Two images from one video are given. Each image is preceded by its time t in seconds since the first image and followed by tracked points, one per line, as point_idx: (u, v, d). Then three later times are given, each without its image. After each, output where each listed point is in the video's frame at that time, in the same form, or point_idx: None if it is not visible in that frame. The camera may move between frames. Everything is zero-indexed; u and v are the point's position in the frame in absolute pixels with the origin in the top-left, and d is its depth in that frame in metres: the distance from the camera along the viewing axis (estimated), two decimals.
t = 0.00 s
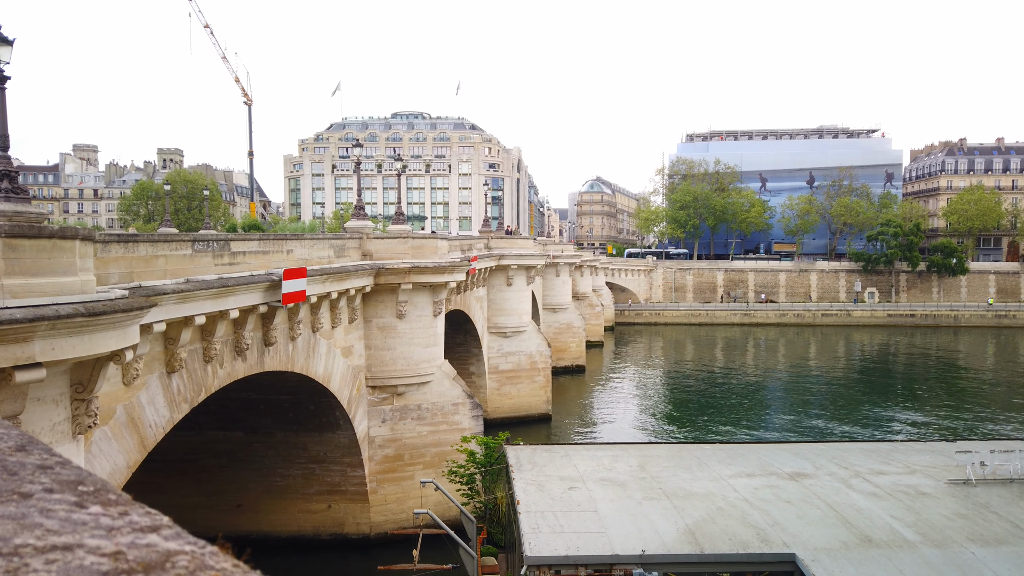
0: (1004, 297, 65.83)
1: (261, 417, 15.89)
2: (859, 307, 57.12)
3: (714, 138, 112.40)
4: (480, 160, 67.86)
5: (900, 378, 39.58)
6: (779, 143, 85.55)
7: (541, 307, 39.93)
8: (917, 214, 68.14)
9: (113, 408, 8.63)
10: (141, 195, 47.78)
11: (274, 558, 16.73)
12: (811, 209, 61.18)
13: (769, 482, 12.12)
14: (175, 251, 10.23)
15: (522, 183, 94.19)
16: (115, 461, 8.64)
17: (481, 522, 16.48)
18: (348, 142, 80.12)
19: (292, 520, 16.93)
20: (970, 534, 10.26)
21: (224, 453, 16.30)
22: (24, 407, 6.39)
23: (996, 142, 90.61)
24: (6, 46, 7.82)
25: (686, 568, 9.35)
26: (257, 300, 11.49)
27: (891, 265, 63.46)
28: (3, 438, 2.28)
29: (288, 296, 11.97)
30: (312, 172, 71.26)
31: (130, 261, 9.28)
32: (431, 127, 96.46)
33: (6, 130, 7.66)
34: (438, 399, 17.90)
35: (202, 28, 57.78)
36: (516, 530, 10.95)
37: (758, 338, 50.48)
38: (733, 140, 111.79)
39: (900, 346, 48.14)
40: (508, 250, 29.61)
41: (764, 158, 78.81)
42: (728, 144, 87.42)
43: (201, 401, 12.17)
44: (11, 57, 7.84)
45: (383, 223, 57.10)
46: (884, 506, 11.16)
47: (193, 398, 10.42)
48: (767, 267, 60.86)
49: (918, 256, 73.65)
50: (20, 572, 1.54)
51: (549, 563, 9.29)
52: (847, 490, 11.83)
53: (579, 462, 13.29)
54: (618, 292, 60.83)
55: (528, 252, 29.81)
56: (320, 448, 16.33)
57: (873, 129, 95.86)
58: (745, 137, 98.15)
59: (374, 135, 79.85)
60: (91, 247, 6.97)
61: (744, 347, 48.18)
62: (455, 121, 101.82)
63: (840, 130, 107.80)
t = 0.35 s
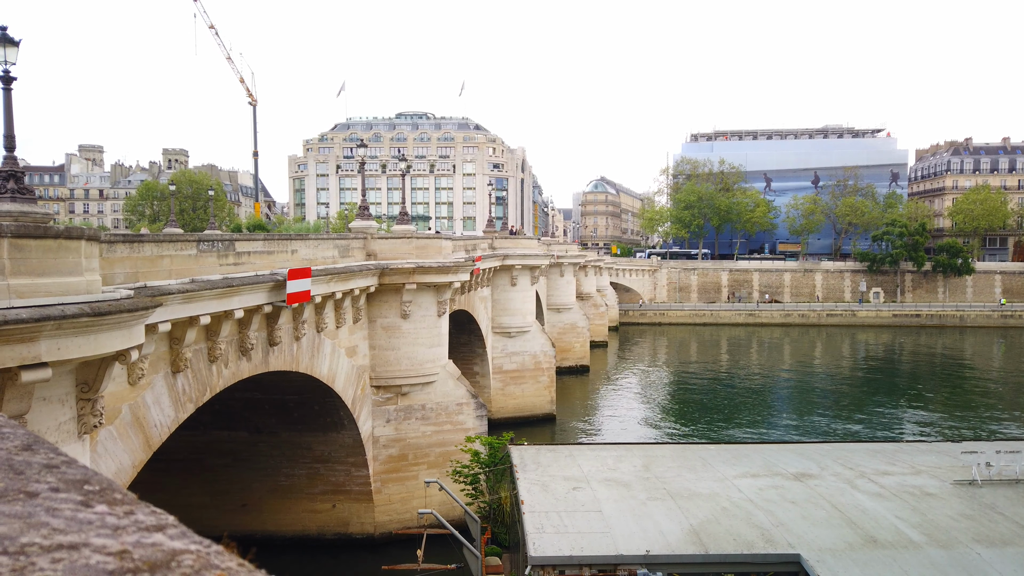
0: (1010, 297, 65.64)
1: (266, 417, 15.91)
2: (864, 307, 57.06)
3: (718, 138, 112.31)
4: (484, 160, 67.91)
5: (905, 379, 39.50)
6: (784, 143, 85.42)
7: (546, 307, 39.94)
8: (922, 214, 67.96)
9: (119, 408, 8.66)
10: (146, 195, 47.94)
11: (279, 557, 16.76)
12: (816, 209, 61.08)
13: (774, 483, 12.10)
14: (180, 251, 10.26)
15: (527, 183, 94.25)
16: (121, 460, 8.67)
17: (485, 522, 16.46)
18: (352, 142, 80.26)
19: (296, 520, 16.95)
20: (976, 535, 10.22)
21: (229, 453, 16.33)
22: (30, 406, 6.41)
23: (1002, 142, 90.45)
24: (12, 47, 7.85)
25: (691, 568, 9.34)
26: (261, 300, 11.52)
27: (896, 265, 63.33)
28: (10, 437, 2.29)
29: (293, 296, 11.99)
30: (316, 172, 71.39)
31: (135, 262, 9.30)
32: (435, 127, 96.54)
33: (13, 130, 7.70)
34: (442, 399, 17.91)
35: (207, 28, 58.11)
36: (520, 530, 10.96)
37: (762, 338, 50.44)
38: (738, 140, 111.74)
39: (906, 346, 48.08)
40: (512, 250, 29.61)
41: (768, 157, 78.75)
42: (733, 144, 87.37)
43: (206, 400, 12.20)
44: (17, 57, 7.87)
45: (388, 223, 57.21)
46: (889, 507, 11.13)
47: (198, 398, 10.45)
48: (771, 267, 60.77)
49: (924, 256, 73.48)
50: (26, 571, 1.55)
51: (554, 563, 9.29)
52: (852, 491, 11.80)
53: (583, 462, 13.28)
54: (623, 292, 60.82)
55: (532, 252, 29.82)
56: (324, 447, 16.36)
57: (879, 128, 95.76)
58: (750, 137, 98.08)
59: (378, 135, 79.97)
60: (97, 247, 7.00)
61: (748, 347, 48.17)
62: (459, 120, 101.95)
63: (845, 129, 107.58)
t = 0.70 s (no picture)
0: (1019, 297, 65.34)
1: (272, 416, 15.95)
2: (871, 307, 56.92)
3: (724, 137, 112.15)
4: (489, 160, 67.97)
5: (912, 379, 39.41)
6: (791, 144, 85.20)
7: (551, 307, 39.93)
8: (930, 214, 67.74)
9: (126, 407, 8.70)
10: (153, 196, 48.15)
11: (285, 557, 16.79)
12: (823, 209, 61.00)
13: (781, 483, 12.05)
14: (186, 251, 10.29)
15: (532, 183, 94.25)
16: (128, 460, 8.70)
17: (491, 522, 16.45)
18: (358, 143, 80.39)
19: (302, 520, 16.99)
20: (983, 536, 10.18)
21: (235, 453, 16.36)
22: (37, 406, 6.45)
23: (1010, 142, 90.01)
24: (19, 47, 7.88)
25: (696, 569, 9.32)
26: (267, 300, 11.56)
27: (903, 265, 63.17)
28: (20, 436, 2.29)
29: (299, 296, 12.02)
30: (322, 172, 71.59)
31: (142, 262, 9.33)
32: (441, 127, 96.72)
33: (21, 131, 7.74)
34: (448, 399, 17.93)
35: (213, 29, 58.36)
36: (525, 530, 10.96)
37: (768, 338, 50.37)
38: (744, 140, 111.53)
39: (912, 346, 47.93)
40: (518, 249, 29.63)
41: (774, 157, 78.59)
42: (739, 144, 87.19)
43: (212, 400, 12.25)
44: (25, 58, 7.91)
45: (393, 223, 57.28)
46: (895, 508, 11.09)
47: (205, 398, 10.48)
48: (778, 267, 60.70)
49: (931, 256, 73.21)
50: (34, 570, 1.55)
51: (559, 563, 9.28)
52: (859, 491, 11.76)
53: (589, 462, 13.29)
54: (628, 292, 60.79)
55: (538, 252, 29.82)
56: (330, 447, 16.39)
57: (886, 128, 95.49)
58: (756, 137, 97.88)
59: (384, 135, 80.07)
60: (104, 247, 7.03)
61: (754, 347, 48.08)
62: (465, 120, 102.03)
63: (852, 129, 107.38)
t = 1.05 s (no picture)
0: None
1: (282, 416, 16.03)
2: (882, 307, 56.69)
3: (734, 137, 112.02)
4: (498, 160, 68.07)
5: (923, 380, 39.22)
6: (801, 143, 84.94)
7: (560, 307, 39.93)
8: (941, 213, 67.44)
9: (137, 407, 8.75)
10: (165, 196, 48.54)
11: (294, 556, 16.85)
12: (833, 208, 60.86)
13: (791, 484, 12.00)
14: (197, 251, 10.35)
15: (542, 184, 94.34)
16: (139, 459, 8.75)
17: (500, 522, 16.45)
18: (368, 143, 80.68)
19: (312, 519, 17.05)
20: (995, 538, 10.09)
21: (245, 452, 16.43)
22: (50, 405, 6.49)
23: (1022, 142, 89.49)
24: (32, 49, 7.96)
25: (705, 569, 9.30)
26: (278, 299, 11.61)
27: (915, 265, 62.89)
28: (33, 435, 2.31)
29: (309, 296, 12.07)
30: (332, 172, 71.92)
31: (153, 262, 9.39)
32: (450, 127, 96.92)
33: (34, 133, 7.81)
34: (457, 399, 17.95)
35: (224, 31, 58.80)
36: (534, 530, 10.96)
37: (778, 338, 50.24)
38: (754, 140, 111.42)
39: (924, 346, 47.70)
40: (527, 249, 29.64)
41: (784, 157, 78.39)
42: (748, 144, 87.02)
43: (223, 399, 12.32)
44: (37, 60, 7.98)
45: (402, 223, 57.46)
46: (906, 509, 11.03)
47: (215, 397, 10.54)
48: (788, 267, 60.54)
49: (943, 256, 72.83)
50: (49, 568, 1.56)
51: (568, 563, 9.27)
52: (870, 493, 11.69)
53: (598, 462, 13.27)
54: (637, 292, 60.74)
55: (547, 252, 29.82)
56: (339, 447, 16.44)
57: (897, 127, 95.12)
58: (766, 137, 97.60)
59: (393, 135, 80.31)
60: (116, 247, 7.08)
61: (764, 347, 47.93)
62: (474, 120, 102.21)
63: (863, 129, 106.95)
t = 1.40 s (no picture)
0: None
1: (287, 416, 16.07)
2: (889, 307, 56.56)
3: (740, 137, 111.89)
4: (504, 160, 68.20)
5: (930, 380, 39.11)
6: (807, 143, 84.86)
7: (566, 307, 39.91)
8: (949, 213, 67.27)
9: (144, 406, 8.78)
10: (171, 197, 48.85)
11: (300, 556, 16.87)
12: (840, 208, 60.81)
13: (797, 485, 11.96)
14: (203, 251, 10.38)
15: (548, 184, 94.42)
16: (146, 458, 8.78)
17: (505, 522, 16.43)
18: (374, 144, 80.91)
19: (318, 519, 17.07)
20: (1003, 539, 10.03)
21: (250, 451, 16.44)
22: (57, 405, 6.52)
23: None
24: (38, 50, 7.98)
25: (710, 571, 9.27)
26: (284, 299, 11.64)
27: (921, 265, 62.72)
28: (38, 439, 2.32)
29: (314, 296, 12.11)
30: (338, 173, 72.14)
31: (160, 262, 9.42)
32: (455, 127, 97.04)
33: (41, 133, 7.85)
34: (462, 399, 17.96)
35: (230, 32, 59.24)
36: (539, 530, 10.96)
37: (784, 339, 50.16)
38: (760, 140, 111.24)
39: (931, 346, 47.57)
40: (532, 249, 29.64)
41: (790, 156, 78.38)
42: (754, 144, 86.95)
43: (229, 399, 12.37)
44: (45, 61, 8.02)
45: (408, 223, 57.60)
46: (913, 510, 10.99)
47: (221, 397, 10.56)
48: (794, 268, 60.48)
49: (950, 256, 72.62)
50: None
51: (574, 564, 9.25)
52: (876, 494, 11.64)
53: (603, 462, 13.27)
54: (643, 292, 60.71)
55: (552, 252, 29.82)
56: (344, 447, 16.45)
57: (904, 127, 94.87)
58: (772, 137, 97.51)
59: (398, 136, 80.51)
60: (123, 247, 7.11)
61: (770, 348, 47.88)
62: (479, 121, 102.30)
63: (870, 128, 106.70)
